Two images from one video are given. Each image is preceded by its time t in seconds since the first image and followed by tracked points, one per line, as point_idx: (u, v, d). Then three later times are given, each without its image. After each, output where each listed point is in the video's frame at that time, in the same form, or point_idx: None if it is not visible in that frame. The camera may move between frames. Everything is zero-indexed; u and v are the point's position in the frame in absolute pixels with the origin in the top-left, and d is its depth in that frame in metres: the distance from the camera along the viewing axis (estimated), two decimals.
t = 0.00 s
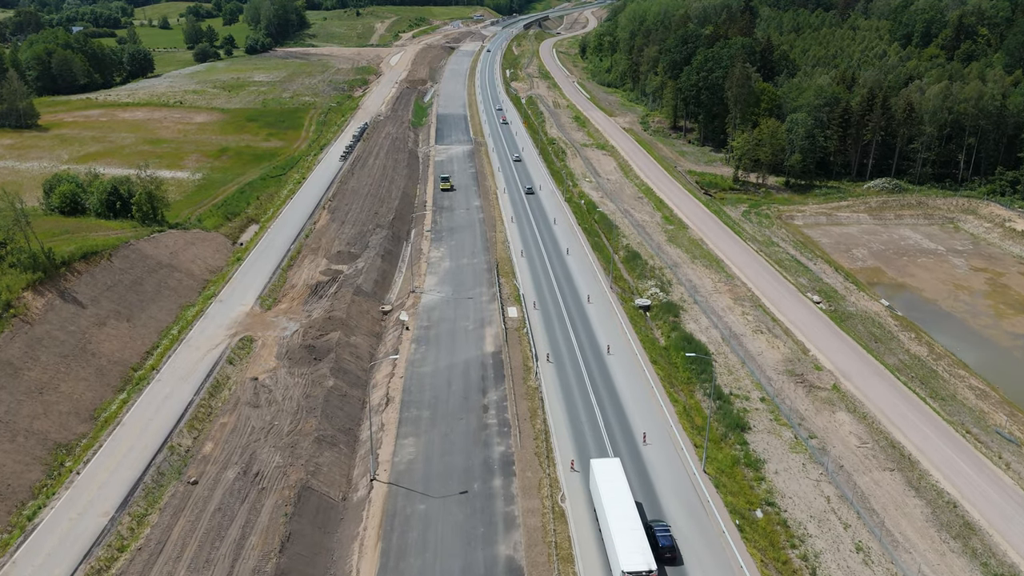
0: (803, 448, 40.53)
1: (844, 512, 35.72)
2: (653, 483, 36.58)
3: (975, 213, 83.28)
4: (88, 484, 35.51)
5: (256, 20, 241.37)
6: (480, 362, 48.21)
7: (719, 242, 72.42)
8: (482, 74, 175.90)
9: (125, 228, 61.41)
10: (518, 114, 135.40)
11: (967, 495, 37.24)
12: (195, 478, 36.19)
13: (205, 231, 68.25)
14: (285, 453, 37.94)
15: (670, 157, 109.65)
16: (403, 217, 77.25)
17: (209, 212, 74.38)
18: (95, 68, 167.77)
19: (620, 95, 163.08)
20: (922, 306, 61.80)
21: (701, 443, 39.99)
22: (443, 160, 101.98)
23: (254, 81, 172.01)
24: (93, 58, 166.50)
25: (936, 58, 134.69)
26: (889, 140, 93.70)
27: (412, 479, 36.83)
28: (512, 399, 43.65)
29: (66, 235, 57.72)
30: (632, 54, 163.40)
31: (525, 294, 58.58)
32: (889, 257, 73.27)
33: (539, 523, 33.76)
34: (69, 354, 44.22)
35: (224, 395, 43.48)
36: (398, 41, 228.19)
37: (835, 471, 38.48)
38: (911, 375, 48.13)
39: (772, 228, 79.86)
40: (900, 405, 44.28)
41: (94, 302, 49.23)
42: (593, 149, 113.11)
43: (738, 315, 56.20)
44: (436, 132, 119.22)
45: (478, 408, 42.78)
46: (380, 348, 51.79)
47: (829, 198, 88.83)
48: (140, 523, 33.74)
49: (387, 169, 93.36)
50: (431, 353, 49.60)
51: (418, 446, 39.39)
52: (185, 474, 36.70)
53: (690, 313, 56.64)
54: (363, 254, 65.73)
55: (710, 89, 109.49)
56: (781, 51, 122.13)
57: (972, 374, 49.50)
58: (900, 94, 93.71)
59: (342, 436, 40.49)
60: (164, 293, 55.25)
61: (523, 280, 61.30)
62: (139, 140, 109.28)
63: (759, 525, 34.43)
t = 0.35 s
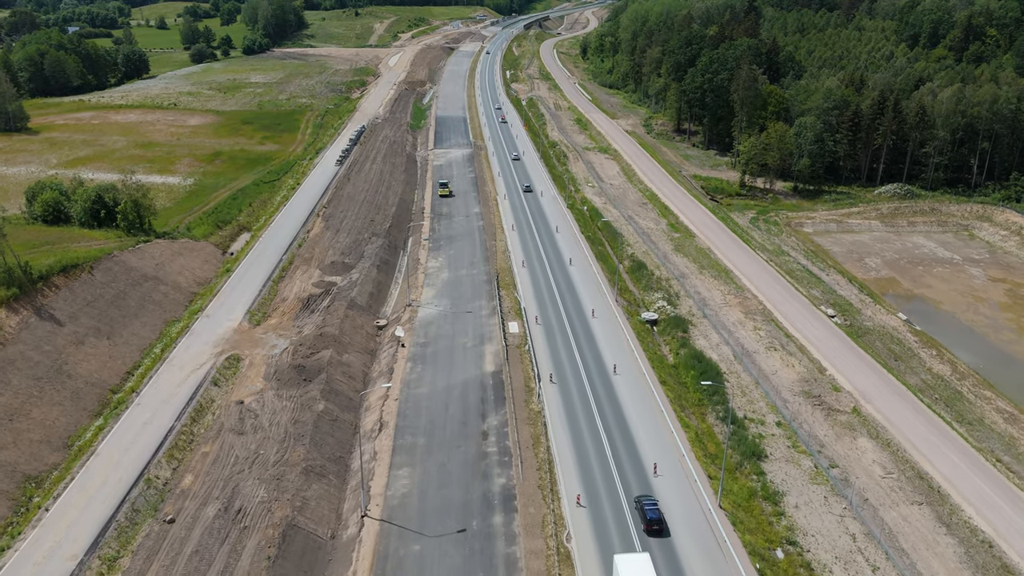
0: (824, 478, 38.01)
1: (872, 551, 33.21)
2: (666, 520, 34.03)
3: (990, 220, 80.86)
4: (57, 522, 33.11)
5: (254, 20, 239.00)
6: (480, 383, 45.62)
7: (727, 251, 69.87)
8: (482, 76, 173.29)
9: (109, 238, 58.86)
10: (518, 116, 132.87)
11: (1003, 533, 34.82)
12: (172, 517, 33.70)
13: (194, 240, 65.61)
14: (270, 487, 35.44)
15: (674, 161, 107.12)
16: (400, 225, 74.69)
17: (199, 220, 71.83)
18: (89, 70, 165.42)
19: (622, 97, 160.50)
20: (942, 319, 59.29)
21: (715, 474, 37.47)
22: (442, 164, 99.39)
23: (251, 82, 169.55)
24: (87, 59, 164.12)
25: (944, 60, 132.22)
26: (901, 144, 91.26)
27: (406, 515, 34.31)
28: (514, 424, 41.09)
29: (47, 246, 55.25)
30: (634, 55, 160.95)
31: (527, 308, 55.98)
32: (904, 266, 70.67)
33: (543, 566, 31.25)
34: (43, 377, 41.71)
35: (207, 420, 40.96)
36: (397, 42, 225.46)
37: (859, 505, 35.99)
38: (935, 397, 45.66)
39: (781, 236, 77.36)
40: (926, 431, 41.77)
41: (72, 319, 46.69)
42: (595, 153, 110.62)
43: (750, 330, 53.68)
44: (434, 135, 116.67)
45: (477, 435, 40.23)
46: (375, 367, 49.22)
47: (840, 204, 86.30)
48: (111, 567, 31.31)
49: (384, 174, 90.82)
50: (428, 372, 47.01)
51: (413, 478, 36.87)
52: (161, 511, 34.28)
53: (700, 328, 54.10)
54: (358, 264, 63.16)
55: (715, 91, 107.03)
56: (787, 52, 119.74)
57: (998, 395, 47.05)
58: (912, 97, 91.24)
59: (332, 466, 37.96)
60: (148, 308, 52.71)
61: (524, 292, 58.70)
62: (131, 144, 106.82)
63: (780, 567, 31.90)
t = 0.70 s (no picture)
0: (848, 513, 35.53)
1: None
2: (681, 562, 31.53)
3: (1006, 228, 78.41)
4: (20, 567, 30.75)
5: (252, 20, 236.49)
6: (479, 406, 43.00)
7: (736, 261, 67.34)
8: (482, 77, 170.62)
9: (91, 250, 56.33)
10: (519, 119, 130.34)
11: None
12: (145, 560, 31.23)
13: (181, 250, 63.08)
14: (253, 525, 32.96)
15: (678, 165, 104.61)
16: (397, 234, 72.13)
17: (188, 228, 69.26)
18: (83, 71, 162.98)
19: (624, 99, 157.89)
20: (963, 335, 56.72)
21: (732, 508, 35.01)
22: (441, 169, 96.76)
23: (247, 84, 166.95)
24: (80, 61, 161.65)
25: (953, 61, 129.61)
26: (913, 149, 88.77)
27: (399, 557, 31.83)
28: (515, 452, 38.59)
29: (25, 259, 52.77)
30: (637, 56, 158.53)
31: (528, 322, 53.38)
32: (920, 277, 68.10)
33: None
34: (14, 403, 39.26)
35: (188, 449, 38.49)
36: (397, 42, 223.09)
37: (887, 544, 33.51)
38: (961, 422, 43.23)
39: (791, 244, 74.81)
40: (955, 460, 39.40)
41: (48, 339, 44.19)
42: (598, 157, 108.04)
43: (763, 347, 51.16)
44: (433, 138, 114.13)
45: (476, 465, 37.72)
46: (368, 387, 46.67)
47: (850, 210, 83.74)
48: None
49: (381, 180, 88.24)
50: (425, 393, 44.40)
51: (407, 514, 34.36)
52: (134, 554, 31.87)
53: (710, 345, 51.54)
54: (353, 276, 60.59)
55: (720, 93, 104.56)
56: (793, 54, 117.49)
57: None
58: (924, 100, 88.67)
59: (320, 500, 35.44)
60: (130, 324, 50.17)
61: (526, 306, 56.10)
62: (122, 148, 104.32)
63: None
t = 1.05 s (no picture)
0: (875, 552, 33.07)
1: None
2: None
3: None
4: None
5: (249, 21, 233.99)
6: (478, 432, 40.43)
7: (746, 272, 64.83)
8: (482, 78, 168.04)
9: (72, 263, 53.82)
10: (520, 121, 127.87)
11: None
12: None
13: (168, 262, 60.46)
14: (232, 570, 30.45)
15: (683, 169, 102.10)
16: (394, 243, 69.56)
17: (176, 238, 66.69)
18: (76, 72, 160.38)
19: (627, 101, 155.36)
20: (986, 351, 54.22)
21: (751, 548, 32.53)
22: (439, 174, 94.11)
23: (243, 85, 164.36)
24: (73, 62, 159.09)
25: (963, 63, 127.11)
26: (926, 154, 86.27)
27: None
28: (517, 485, 36.06)
29: (2, 273, 50.31)
30: (639, 57, 156.13)
31: (531, 340, 50.87)
32: (937, 287, 65.60)
33: None
34: None
35: (166, 482, 35.99)
36: (396, 43, 220.52)
37: None
38: (989, 450, 40.82)
39: (801, 253, 72.24)
40: (987, 493, 37.12)
41: (21, 361, 41.69)
42: (600, 161, 105.55)
43: (777, 366, 48.67)
44: (432, 142, 111.58)
45: (476, 500, 35.18)
46: (361, 410, 44.09)
47: (861, 217, 81.26)
48: None
49: (377, 186, 85.71)
50: (421, 418, 41.77)
51: (400, 557, 31.81)
52: None
53: (722, 363, 49.02)
54: (347, 289, 57.97)
55: (726, 96, 102.04)
56: (800, 55, 115.04)
57: None
58: (937, 104, 86.14)
59: (306, 539, 32.85)
60: (111, 342, 47.64)
61: (528, 321, 53.56)
62: (113, 152, 101.75)
63: None
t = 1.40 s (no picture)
0: None
1: None
2: None
3: None
4: None
5: (247, 21, 231.53)
6: (477, 462, 37.87)
7: (756, 284, 62.28)
8: (482, 80, 165.43)
9: (51, 277, 51.33)
10: (520, 124, 125.31)
11: None
12: None
13: (154, 274, 57.98)
14: None
15: (688, 174, 99.61)
16: (390, 253, 66.96)
17: (163, 248, 64.10)
18: (69, 74, 157.77)
19: (629, 103, 152.80)
20: (1010, 369, 51.68)
21: None
22: (438, 179, 91.53)
23: (239, 87, 161.82)
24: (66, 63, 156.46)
25: (972, 64, 124.68)
26: (939, 159, 83.76)
27: None
28: (520, 522, 33.54)
29: None
30: (642, 59, 153.61)
31: (533, 358, 48.24)
32: (955, 299, 63.06)
33: None
34: None
35: (140, 521, 33.49)
36: (395, 43, 217.93)
37: None
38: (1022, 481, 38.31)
39: (813, 262, 69.66)
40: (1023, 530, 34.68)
41: None
42: (603, 166, 103.02)
43: (793, 387, 46.05)
44: (430, 145, 109.01)
45: (475, 540, 32.64)
46: (352, 436, 41.49)
47: (873, 224, 78.80)
48: None
49: (373, 192, 83.15)
50: (416, 446, 39.14)
51: None
52: None
53: (735, 384, 46.43)
54: (340, 302, 55.38)
55: (732, 99, 99.55)
56: (806, 56, 112.52)
57: None
58: (951, 107, 83.67)
59: None
60: (88, 362, 45.09)
61: (530, 338, 50.91)
62: (103, 156, 99.15)
63: None
